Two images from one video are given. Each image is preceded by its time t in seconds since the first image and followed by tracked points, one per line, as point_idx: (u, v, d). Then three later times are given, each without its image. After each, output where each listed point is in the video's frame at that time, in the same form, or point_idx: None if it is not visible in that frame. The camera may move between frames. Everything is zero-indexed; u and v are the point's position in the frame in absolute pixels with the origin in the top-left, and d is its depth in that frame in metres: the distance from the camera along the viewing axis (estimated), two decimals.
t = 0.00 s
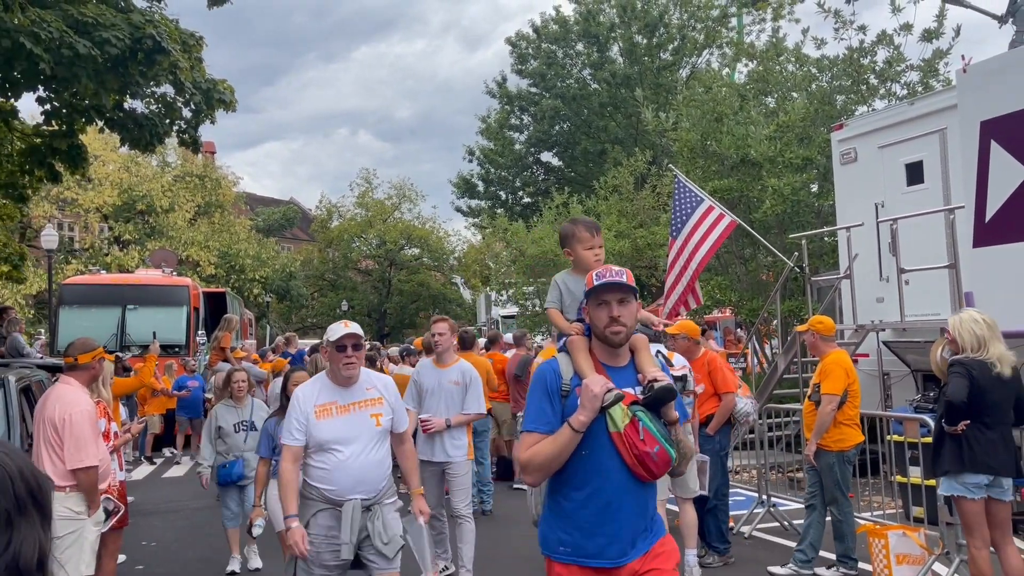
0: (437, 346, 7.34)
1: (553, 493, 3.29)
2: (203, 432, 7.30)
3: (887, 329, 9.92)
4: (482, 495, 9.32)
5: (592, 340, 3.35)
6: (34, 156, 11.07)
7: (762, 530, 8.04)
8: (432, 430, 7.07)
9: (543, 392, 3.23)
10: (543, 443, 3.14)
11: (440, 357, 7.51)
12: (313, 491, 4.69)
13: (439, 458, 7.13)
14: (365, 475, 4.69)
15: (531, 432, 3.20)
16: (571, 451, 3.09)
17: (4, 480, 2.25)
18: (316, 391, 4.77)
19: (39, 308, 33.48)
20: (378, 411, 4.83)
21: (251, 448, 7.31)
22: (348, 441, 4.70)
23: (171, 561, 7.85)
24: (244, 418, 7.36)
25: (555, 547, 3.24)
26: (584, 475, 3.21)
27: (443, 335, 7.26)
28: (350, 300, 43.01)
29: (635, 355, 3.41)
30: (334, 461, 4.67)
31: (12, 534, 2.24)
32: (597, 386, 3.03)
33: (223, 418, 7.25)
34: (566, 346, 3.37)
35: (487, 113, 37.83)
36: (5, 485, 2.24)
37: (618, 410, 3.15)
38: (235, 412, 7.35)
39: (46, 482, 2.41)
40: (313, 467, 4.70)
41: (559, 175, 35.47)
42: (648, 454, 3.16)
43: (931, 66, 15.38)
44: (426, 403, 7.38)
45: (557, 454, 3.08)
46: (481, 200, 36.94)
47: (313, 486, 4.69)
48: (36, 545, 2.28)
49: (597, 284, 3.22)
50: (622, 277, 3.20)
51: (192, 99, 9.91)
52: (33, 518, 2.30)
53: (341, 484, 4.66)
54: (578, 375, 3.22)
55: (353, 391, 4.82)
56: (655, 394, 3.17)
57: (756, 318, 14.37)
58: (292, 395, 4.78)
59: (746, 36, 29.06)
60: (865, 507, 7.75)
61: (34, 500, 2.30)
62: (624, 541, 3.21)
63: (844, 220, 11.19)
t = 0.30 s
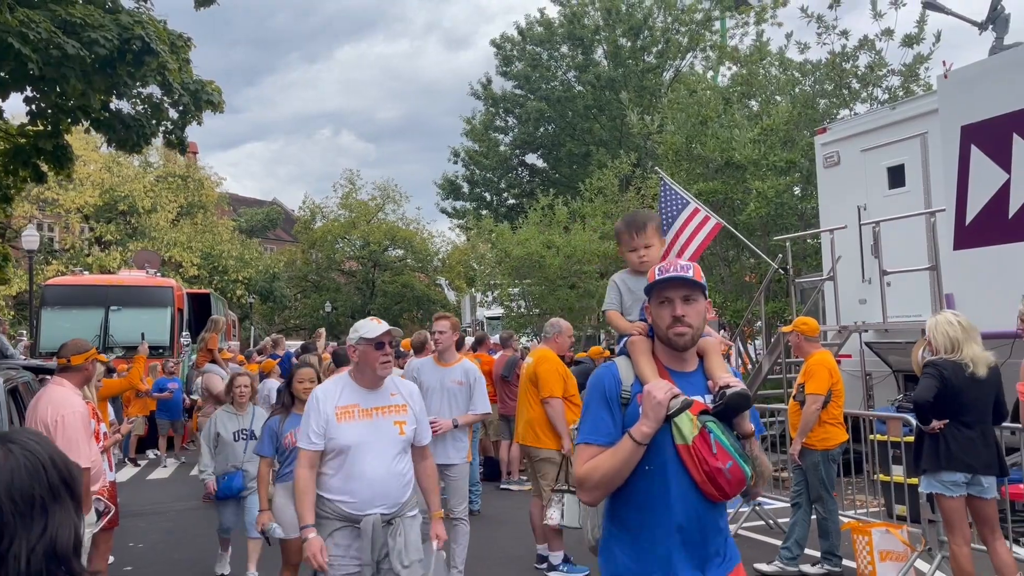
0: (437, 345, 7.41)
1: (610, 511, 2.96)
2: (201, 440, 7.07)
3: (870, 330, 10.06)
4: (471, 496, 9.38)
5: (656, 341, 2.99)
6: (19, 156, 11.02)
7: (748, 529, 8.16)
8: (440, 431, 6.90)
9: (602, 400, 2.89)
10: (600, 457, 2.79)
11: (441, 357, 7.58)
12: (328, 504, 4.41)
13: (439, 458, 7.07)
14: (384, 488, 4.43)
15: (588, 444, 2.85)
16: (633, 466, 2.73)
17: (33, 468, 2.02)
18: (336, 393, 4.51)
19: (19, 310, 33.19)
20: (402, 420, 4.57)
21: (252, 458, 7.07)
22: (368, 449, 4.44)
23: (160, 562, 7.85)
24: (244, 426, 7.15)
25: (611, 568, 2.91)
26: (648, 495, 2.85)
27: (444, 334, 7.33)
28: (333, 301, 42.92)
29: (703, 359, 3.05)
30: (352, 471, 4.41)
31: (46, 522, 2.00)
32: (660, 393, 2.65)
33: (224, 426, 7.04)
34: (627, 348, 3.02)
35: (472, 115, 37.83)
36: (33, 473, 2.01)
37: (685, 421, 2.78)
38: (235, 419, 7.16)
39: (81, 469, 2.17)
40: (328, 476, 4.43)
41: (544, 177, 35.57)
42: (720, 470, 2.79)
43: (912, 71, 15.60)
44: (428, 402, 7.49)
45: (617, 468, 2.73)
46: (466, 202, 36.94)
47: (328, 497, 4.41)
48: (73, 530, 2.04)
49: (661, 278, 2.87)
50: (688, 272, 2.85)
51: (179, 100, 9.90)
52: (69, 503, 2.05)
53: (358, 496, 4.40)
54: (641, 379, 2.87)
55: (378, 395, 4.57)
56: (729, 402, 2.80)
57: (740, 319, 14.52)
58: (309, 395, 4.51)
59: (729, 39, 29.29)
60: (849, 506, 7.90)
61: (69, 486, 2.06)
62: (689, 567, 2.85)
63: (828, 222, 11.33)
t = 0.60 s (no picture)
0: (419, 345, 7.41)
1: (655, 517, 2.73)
2: (189, 442, 6.86)
3: (847, 330, 10.20)
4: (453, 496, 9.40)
5: (704, 324, 2.75)
6: None
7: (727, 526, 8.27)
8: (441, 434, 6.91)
9: (641, 392, 2.65)
10: (638, 456, 2.57)
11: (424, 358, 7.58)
12: (335, 513, 4.17)
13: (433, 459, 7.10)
14: (395, 496, 4.16)
15: (627, 441, 2.62)
16: (676, 466, 2.49)
17: (44, 459, 2.09)
18: (341, 392, 4.26)
19: None
20: (414, 423, 4.30)
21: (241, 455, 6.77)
22: (377, 455, 4.18)
23: (140, 563, 7.81)
24: (234, 425, 6.95)
25: None
26: (698, 497, 2.60)
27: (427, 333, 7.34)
28: (310, 301, 42.69)
29: (760, 345, 2.80)
30: (360, 479, 4.15)
31: (56, 513, 2.06)
32: (706, 383, 2.43)
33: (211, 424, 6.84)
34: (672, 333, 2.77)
35: (451, 115, 37.77)
36: (45, 465, 2.08)
37: (736, 415, 2.54)
38: (224, 419, 6.95)
39: (89, 464, 2.24)
40: (335, 481, 4.19)
41: (523, 177, 35.62)
42: (777, 472, 2.53)
43: (888, 74, 15.82)
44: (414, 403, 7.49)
45: (655, 468, 2.50)
46: (445, 202, 36.87)
47: (336, 506, 4.16)
48: (81, 523, 2.10)
49: (705, 256, 2.65)
50: (737, 247, 2.62)
51: (158, 97, 9.83)
52: (78, 495, 2.12)
53: (367, 506, 4.13)
54: (687, 370, 2.62)
55: (389, 395, 4.31)
56: (786, 394, 2.55)
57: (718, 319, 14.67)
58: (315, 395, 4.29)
59: (707, 42, 29.50)
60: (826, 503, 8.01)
61: (79, 479, 2.14)
62: None
63: (805, 223, 11.47)
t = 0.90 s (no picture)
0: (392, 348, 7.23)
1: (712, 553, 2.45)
2: (169, 450, 6.47)
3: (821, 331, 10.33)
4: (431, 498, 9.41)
5: (771, 331, 2.52)
6: None
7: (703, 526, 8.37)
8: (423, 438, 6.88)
9: (698, 409, 2.37)
10: (697, 487, 2.29)
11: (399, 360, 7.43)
12: (341, 529, 3.94)
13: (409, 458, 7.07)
14: (406, 506, 3.96)
15: (681, 470, 2.34)
16: (743, 500, 2.20)
17: (29, 462, 2.09)
18: (339, 400, 4.03)
19: None
20: (421, 429, 4.12)
21: (227, 466, 6.44)
22: (383, 465, 3.97)
23: (115, 566, 7.74)
24: (218, 430, 6.55)
25: None
26: (767, 533, 2.32)
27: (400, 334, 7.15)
28: (285, 303, 42.45)
29: (831, 353, 2.57)
30: (366, 492, 3.93)
31: (38, 516, 2.06)
32: (779, 401, 2.11)
33: (195, 432, 6.44)
34: (733, 342, 2.53)
35: (428, 116, 37.69)
36: (30, 466, 2.09)
37: (813, 438, 2.26)
38: (206, 424, 6.56)
39: (75, 468, 2.25)
40: (338, 496, 3.96)
41: (500, 179, 35.63)
42: (862, 506, 2.25)
43: (860, 80, 16.04)
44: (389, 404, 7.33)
45: (719, 504, 2.21)
46: (422, 203, 36.80)
47: (342, 522, 3.93)
48: (63, 527, 2.10)
49: (777, 247, 2.42)
50: (817, 239, 2.41)
51: (134, 97, 9.77)
52: (63, 498, 2.13)
53: (377, 521, 3.92)
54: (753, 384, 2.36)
55: (388, 399, 4.09)
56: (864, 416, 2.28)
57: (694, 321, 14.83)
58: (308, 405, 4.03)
59: (683, 45, 29.71)
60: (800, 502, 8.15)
61: (64, 482, 2.14)
62: None
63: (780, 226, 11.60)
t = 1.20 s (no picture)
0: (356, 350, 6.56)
1: None
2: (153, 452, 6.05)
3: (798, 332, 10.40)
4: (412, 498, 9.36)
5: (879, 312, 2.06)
6: None
7: (682, 526, 8.39)
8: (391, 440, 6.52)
9: (789, 402, 1.93)
10: (790, 501, 1.86)
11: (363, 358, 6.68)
12: (348, 556, 3.55)
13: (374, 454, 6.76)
14: (421, 526, 3.59)
15: (770, 481, 1.90)
16: (850, 517, 1.81)
17: None
18: (346, 409, 3.59)
19: None
20: (436, 441, 3.72)
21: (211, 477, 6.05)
22: (397, 482, 3.57)
23: (88, 570, 7.63)
24: (205, 441, 6.21)
25: None
26: (873, 556, 1.92)
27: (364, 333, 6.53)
28: (263, 303, 42.17)
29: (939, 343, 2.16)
30: (379, 513, 3.53)
31: (3, 521, 2.02)
32: (902, 399, 1.77)
33: (180, 441, 6.13)
34: (829, 327, 2.07)
35: (407, 116, 37.57)
36: None
37: (930, 448, 1.93)
38: (193, 433, 6.24)
39: (43, 472, 2.20)
40: (347, 515, 3.54)
41: (480, 179, 35.55)
42: (992, 531, 1.87)
43: (838, 82, 16.18)
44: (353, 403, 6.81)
45: (821, 521, 1.81)
46: (401, 204, 36.68)
47: (348, 547, 3.54)
48: (29, 532, 2.05)
49: (913, 211, 1.95)
50: (952, 200, 1.97)
51: (109, 95, 9.66)
52: (31, 504, 2.08)
53: (390, 545, 3.54)
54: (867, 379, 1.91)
55: (400, 409, 3.68)
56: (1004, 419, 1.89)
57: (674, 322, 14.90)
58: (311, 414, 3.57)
59: (662, 47, 29.85)
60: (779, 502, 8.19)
61: (31, 487, 2.09)
62: None
63: (758, 227, 11.66)
